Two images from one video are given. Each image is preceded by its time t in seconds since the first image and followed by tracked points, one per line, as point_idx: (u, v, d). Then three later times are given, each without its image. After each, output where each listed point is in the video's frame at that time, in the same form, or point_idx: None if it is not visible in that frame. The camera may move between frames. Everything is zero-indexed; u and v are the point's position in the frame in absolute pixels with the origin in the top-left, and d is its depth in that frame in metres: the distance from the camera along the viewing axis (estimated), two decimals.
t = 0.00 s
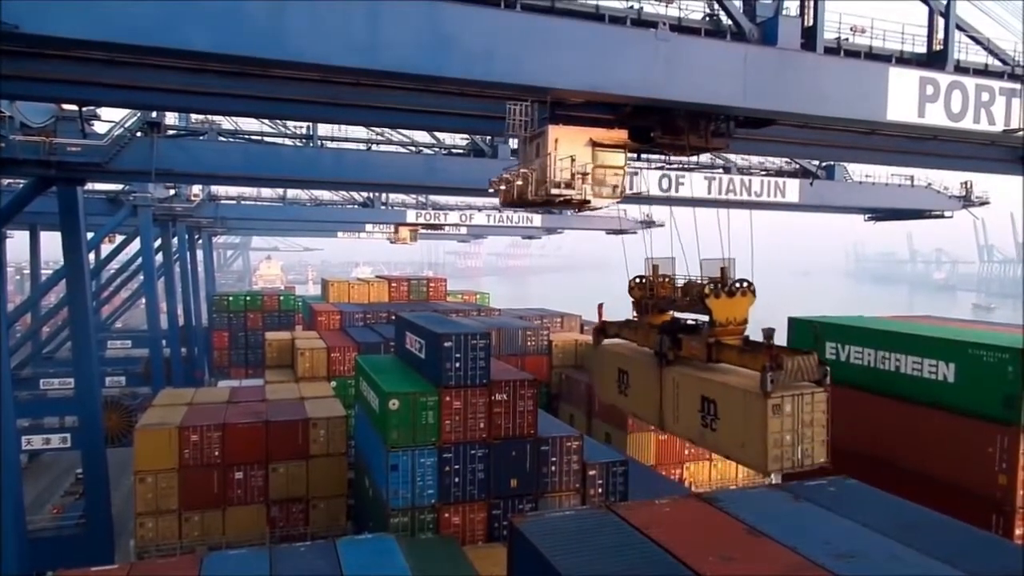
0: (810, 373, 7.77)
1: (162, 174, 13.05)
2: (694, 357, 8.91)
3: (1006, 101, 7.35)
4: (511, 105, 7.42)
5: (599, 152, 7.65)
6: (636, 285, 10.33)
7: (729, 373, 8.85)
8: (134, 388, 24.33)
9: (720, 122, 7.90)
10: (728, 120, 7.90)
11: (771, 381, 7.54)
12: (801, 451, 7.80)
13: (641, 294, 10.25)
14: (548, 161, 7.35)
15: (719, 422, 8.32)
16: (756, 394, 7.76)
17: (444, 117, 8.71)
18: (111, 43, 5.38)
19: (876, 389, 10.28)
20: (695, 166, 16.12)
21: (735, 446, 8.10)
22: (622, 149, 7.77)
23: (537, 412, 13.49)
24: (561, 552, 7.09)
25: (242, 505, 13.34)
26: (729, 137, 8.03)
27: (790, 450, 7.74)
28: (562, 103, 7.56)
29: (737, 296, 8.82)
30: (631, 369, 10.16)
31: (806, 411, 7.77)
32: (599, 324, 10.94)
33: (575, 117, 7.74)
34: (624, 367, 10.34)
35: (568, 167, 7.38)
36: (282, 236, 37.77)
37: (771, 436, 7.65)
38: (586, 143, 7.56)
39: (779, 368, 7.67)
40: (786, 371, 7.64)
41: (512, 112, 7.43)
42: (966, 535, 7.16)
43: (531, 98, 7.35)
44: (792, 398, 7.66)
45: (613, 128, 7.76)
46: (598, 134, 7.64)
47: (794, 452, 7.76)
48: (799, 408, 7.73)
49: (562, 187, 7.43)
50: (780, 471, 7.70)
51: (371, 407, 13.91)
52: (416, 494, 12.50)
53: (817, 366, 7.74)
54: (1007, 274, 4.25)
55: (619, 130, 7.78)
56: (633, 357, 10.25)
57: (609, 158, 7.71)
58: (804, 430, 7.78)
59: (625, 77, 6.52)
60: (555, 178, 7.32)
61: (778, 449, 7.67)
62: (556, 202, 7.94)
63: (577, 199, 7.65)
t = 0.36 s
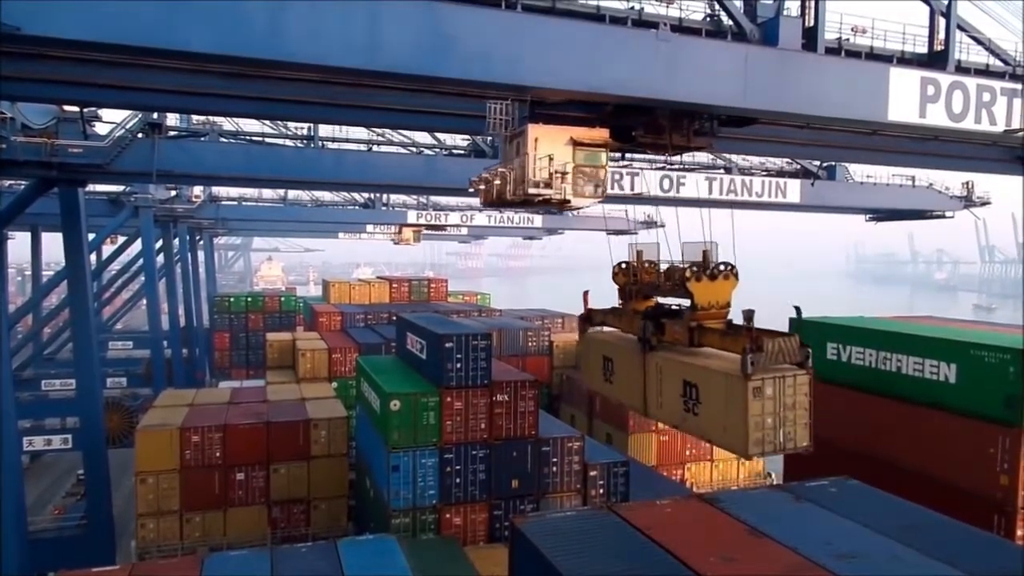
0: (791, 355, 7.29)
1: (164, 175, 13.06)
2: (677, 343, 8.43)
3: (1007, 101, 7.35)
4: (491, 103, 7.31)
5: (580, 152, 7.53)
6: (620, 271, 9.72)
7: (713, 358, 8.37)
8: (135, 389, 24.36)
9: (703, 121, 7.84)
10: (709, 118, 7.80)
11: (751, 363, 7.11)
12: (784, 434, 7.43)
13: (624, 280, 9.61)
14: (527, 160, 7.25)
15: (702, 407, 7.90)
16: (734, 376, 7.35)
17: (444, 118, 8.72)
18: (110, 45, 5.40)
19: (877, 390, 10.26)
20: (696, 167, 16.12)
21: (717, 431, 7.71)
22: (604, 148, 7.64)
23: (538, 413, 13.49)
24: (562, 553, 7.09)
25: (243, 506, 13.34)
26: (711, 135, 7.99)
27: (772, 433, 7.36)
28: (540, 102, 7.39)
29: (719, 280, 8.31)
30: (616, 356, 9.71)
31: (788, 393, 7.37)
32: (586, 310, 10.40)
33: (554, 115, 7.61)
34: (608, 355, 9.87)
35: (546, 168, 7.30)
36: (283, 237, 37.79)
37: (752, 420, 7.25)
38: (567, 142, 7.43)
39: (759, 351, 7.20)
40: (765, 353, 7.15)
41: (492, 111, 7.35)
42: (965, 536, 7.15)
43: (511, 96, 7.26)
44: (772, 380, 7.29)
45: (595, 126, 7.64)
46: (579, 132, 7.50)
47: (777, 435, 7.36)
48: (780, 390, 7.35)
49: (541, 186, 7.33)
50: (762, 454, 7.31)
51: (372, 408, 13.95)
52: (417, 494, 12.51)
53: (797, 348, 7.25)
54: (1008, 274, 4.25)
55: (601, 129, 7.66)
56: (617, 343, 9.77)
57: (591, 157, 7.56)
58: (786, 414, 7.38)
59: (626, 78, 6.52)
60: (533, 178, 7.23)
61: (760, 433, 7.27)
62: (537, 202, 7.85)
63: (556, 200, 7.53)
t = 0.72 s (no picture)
0: (772, 341, 7.32)
1: (168, 176, 13.10)
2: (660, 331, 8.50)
3: (1012, 101, 7.31)
4: (474, 102, 7.22)
5: (562, 151, 7.58)
6: (606, 261, 9.86)
7: (694, 346, 8.45)
8: (139, 390, 24.43)
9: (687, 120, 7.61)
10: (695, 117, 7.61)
11: (731, 349, 7.19)
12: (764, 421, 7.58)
13: (608, 269, 9.77)
14: (509, 159, 7.26)
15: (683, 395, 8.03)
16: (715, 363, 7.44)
17: (446, 118, 8.73)
18: (114, 45, 5.41)
19: (881, 390, 10.22)
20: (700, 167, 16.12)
21: (699, 418, 7.84)
22: (585, 148, 7.70)
23: (542, 414, 13.48)
24: (567, 553, 7.10)
25: (247, 506, 13.35)
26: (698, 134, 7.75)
27: (752, 420, 7.50)
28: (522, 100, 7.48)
29: (703, 267, 8.34)
30: (601, 346, 9.79)
31: (768, 380, 7.49)
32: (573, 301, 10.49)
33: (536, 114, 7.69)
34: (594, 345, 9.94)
35: (527, 167, 7.31)
36: (288, 238, 37.86)
37: (731, 406, 7.38)
38: (549, 141, 7.49)
39: (739, 337, 7.25)
40: (745, 340, 7.21)
41: (475, 111, 7.24)
42: (969, 537, 7.13)
43: (493, 95, 7.13)
44: (754, 366, 7.38)
45: (576, 125, 7.70)
46: (561, 131, 7.56)
47: (756, 421, 7.52)
48: (761, 377, 7.46)
49: (522, 185, 7.36)
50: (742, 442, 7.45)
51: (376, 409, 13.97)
52: (421, 494, 12.54)
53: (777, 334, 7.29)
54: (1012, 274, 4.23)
55: (583, 129, 7.71)
56: (602, 333, 9.84)
57: (572, 156, 7.64)
58: (766, 401, 7.50)
59: (629, 77, 6.52)
60: (514, 176, 7.24)
61: (739, 420, 7.43)
62: (518, 202, 7.87)
63: (537, 199, 7.58)
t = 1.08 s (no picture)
0: (748, 330, 7.50)
1: (178, 179, 13.17)
2: (638, 322, 8.74)
3: None
4: (455, 102, 7.14)
5: (543, 151, 7.49)
6: (589, 253, 10.07)
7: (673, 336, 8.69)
8: (149, 392, 24.57)
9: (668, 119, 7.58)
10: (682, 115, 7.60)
11: (706, 338, 7.36)
12: (741, 413, 7.75)
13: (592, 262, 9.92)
14: (488, 159, 7.16)
15: (660, 385, 8.21)
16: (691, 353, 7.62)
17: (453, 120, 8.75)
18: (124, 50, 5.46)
19: (891, 391, 10.17)
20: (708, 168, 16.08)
21: (676, 409, 7.99)
22: (567, 147, 7.61)
23: (550, 415, 13.47)
24: (577, 556, 7.08)
25: (257, 507, 13.41)
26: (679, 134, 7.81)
27: (729, 412, 7.66)
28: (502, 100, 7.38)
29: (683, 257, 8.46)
30: (583, 338, 10.04)
31: (744, 371, 7.69)
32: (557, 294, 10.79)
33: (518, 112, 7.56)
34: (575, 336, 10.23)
35: (506, 167, 7.21)
36: (296, 241, 37.99)
37: (707, 396, 7.56)
38: (530, 141, 7.37)
39: (716, 325, 7.41)
40: (722, 328, 7.38)
41: (455, 110, 7.18)
42: (982, 539, 7.08)
43: (477, 95, 7.03)
44: (729, 356, 7.57)
45: (558, 124, 7.60)
46: (542, 130, 7.46)
47: (733, 414, 7.67)
48: (737, 367, 7.65)
49: (502, 186, 7.27)
50: (717, 433, 7.59)
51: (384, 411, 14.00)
52: (430, 496, 12.57)
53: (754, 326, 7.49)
54: None
55: (564, 128, 7.61)
56: (584, 325, 10.12)
57: (553, 156, 7.55)
58: (743, 392, 7.68)
59: (636, 77, 6.52)
60: (494, 177, 7.15)
61: (715, 411, 7.60)
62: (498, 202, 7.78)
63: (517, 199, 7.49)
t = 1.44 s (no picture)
0: (729, 324, 8.01)
1: (200, 183, 13.34)
2: (626, 314, 9.74)
3: None
4: (441, 102, 7.09)
5: (531, 151, 7.49)
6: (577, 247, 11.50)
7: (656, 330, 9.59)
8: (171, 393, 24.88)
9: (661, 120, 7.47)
10: (673, 115, 7.47)
11: (686, 331, 7.94)
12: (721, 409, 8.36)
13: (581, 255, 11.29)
14: (475, 160, 7.15)
15: (645, 378, 8.99)
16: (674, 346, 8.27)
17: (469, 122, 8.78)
18: (151, 54, 5.58)
19: (915, 395, 10.02)
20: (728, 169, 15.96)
21: (659, 403, 8.68)
22: (555, 148, 7.62)
23: (568, 418, 13.44)
24: (594, 558, 7.08)
25: (278, 508, 13.51)
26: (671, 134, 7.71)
27: (708, 407, 8.32)
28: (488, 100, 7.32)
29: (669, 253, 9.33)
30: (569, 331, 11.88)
31: (726, 366, 8.32)
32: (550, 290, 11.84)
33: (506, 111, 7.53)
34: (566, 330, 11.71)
35: (491, 167, 7.20)
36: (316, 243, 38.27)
37: (687, 390, 8.22)
38: (517, 141, 7.36)
39: (697, 318, 7.97)
40: (702, 322, 7.95)
41: (443, 111, 7.14)
42: (1008, 545, 6.95)
43: (465, 96, 6.89)
44: (709, 351, 8.28)
45: (546, 124, 7.59)
46: (531, 131, 7.45)
47: (712, 410, 8.33)
48: (718, 362, 8.31)
49: (488, 187, 7.28)
50: (696, 429, 8.23)
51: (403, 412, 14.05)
52: (448, 498, 12.60)
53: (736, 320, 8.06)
54: None
55: (552, 128, 7.61)
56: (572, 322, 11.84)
57: (541, 156, 7.56)
58: (723, 387, 8.33)
59: (654, 79, 6.51)
60: (480, 178, 7.17)
61: (694, 406, 8.25)
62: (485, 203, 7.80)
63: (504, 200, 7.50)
